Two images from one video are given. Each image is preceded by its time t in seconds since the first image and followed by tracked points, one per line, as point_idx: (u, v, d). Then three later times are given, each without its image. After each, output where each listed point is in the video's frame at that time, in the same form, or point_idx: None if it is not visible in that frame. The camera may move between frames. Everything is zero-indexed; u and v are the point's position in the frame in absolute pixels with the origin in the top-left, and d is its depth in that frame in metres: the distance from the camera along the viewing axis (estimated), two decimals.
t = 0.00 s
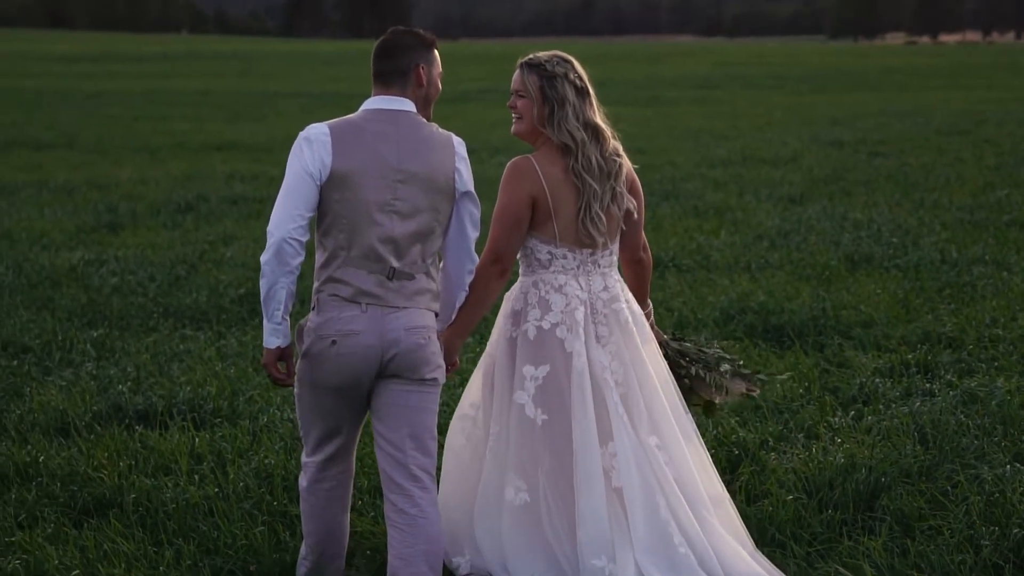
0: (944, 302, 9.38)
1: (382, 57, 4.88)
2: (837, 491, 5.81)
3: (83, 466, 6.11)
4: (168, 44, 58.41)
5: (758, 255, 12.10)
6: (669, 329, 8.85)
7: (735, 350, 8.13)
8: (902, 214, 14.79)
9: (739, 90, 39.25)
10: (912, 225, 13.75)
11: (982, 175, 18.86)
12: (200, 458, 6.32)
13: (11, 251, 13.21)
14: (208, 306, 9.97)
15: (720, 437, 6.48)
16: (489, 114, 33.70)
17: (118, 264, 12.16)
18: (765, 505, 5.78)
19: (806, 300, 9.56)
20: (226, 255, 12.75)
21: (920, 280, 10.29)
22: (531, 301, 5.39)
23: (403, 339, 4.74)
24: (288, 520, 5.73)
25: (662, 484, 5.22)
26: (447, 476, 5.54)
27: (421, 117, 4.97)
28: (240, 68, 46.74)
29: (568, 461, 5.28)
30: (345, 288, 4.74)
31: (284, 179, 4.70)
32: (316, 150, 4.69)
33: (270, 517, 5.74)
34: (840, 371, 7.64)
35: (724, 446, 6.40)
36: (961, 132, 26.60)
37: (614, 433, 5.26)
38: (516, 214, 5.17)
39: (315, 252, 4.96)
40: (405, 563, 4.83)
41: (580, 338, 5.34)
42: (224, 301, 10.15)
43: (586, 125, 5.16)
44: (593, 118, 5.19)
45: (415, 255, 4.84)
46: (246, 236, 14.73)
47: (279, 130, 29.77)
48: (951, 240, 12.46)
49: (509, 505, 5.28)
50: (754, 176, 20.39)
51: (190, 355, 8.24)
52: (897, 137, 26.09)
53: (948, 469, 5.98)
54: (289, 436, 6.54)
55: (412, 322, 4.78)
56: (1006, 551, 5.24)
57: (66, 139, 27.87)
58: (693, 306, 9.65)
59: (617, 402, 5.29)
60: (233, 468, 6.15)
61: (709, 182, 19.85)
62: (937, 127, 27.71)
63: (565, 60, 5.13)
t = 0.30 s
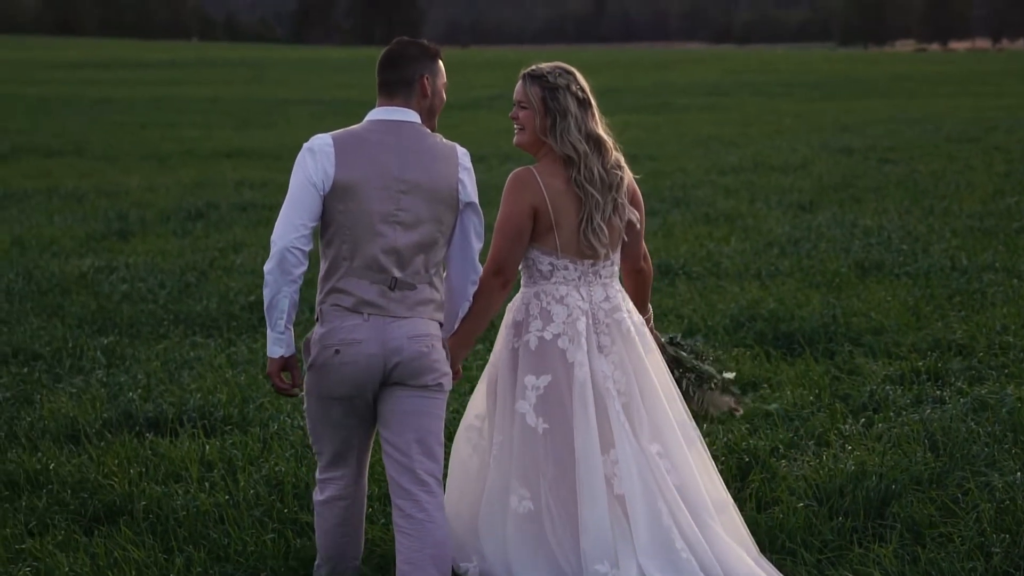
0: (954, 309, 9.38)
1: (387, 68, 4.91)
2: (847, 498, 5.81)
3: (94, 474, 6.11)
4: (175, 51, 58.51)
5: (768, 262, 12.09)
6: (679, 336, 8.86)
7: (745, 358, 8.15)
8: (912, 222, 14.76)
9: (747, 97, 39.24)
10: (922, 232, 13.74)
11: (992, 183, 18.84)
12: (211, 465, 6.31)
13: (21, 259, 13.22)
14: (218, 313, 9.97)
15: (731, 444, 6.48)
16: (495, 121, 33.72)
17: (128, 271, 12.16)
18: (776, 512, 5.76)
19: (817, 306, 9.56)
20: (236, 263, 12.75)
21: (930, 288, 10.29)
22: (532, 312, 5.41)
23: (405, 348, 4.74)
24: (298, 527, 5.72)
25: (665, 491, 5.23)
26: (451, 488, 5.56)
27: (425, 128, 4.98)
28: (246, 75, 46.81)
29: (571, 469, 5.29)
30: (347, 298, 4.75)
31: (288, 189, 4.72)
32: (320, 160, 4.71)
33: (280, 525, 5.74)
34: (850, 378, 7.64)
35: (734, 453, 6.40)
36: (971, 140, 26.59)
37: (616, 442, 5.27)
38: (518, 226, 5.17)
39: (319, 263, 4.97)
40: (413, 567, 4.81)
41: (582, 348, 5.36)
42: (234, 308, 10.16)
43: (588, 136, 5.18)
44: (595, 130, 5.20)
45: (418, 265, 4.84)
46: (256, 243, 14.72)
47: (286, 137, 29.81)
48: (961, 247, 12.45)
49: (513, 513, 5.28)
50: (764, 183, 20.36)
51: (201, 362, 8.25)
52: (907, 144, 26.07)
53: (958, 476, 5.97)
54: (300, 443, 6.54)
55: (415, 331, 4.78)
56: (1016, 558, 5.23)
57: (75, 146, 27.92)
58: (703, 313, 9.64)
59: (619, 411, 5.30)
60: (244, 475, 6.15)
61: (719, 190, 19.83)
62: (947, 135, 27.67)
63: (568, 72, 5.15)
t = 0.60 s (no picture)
0: (964, 316, 9.39)
1: (389, 78, 4.92)
2: (858, 506, 5.80)
3: (105, 481, 6.11)
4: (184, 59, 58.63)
5: (779, 269, 12.08)
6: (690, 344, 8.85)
7: (757, 366, 8.15)
8: (922, 229, 14.76)
9: (757, 104, 39.21)
10: (933, 239, 13.73)
11: (1003, 190, 18.82)
12: (221, 472, 6.32)
13: (31, 266, 13.21)
14: (228, 320, 9.96)
15: (742, 452, 6.47)
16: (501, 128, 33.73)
17: (139, 278, 12.16)
18: (787, 520, 5.75)
19: (827, 314, 9.56)
20: (247, 270, 12.76)
21: (941, 294, 10.30)
22: (534, 323, 5.41)
23: (409, 358, 4.75)
24: (309, 534, 5.72)
25: (668, 498, 5.22)
26: (455, 499, 5.55)
27: (428, 138, 4.99)
28: (254, 82, 46.84)
29: (574, 477, 5.28)
30: (352, 308, 4.77)
31: (292, 201, 4.74)
32: (323, 172, 4.72)
33: (291, 532, 5.73)
34: (861, 386, 7.64)
35: (745, 461, 6.39)
36: (981, 147, 26.57)
37: (619, 450, 5.26)
38: (519, 239, 5.19)
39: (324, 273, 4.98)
40: (422, 571, 4.81)
41: (584, 358, 5.35)
42: (244, 315, 10.16)
43: (588, 149, 5.19)
44: (595, 143, 5.21)
45: (422, 275, 4.86)
46: (266, 251, 14.73)
47: (295, 144, 29.80)
48: (972, 255, 12.46)
49: (518, 522, 5.25)
50: (775, 191, 20.36)
51: (211, 370, 8.25)
52: (917, 151, 26.04)
53: (969, 484, 5.98)
54: (310, 450, 6.54)
55: (420, 341, 4.79)
56: None
57: (86, 154, 27.95)
58: (714, 320, 9.64)
59: (622, 419, 5.29)
60: (255, 482, 6.15)
61: (730, 197, 19.84)
62: (958, 142, 27.64)
63: (568, 84, 5.16)
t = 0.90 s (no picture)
0: (975, 323, 9.39)
1: (393, 85, 4.92)
2: (868, 514, 5.79)
3: (116, 489, 6.11)
4: (192, 65, 58.69)
5: (789, 277, 12.07)
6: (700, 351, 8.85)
7: (768, 373, 8.16)
8: (933, 236, 14.74)
9: (767, 111, 39.18)
10: (943, 247, 13.72)
11: (1013, 197, 18.78)
12: (232, 480, 6.32)
13: (42, 273, 13.20)
14: (239, 327, 9.96)
15: (752, 459, 6.47)
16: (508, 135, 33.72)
17: (149, 286, 12.16)
18: (797, 527, 5.73)
19: (838, 321, 9.56)
20: (257, 278, 12.76)
21: (951, 302, 10.29)
22: (536, 330, 5.41)
23: (412, 365, 4.76)
24: (320, 541, 5.71)
25: (671, 500, 5.19)
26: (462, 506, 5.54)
27: (431, 145, 5.00)
28: (262, 89, 46.87)
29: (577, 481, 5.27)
30: (356, 315, 4.77)
31: (296, 209, 4.75)
32: (327, 181, 4.73)
33: (302, 538, 5.73)
34: (871, 394, 7.63)
35: (755, 468, 6.40)
36: (991, 154, 26.52)
37: (620, 453, 5.24)
38: (520, 248, 5.19)
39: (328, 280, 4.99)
40: (427, 571, 4.84)
41: (586, 363, 5.34)
42: (254, 322, 10.16)
43: (587, 159, 5.21)
44: (594, 153, 5.23)
45: (426, 282, 4.86)
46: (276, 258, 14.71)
47: (303, 152, 29.82)
48: (981, 262, 12.44)
49: (522, 528, 5.23)
50: (786, 198, 20.33)
51: (221, 377, 8.25)
52: (927, 159, 26.01)
53: (979, 491, 5.97)
54: (320, 458, 6.54)
55: (424, 347, 4.80)
56: None
57: (96, 161, 27.98)
58: (724, 327, 9.63)
59: (623, 423, 5.28)
60: (265, 489, 6.15)
61: (740, 204, 19.82)
62: (968, 150, 27.59)
63: (568, 94, 5.19)
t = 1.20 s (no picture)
0: (987, 332, 9.38)
1: (397, 92, 4.94)
2: (880, 522, 5.78)
3: (128, 497, 6.12)
4: (202, 72, 58.81)
5: (802, 285, 12.07)
6: (711, 359, 8.85)
7: (780, 382, 8.16)
8: (945, 244, 14.73)
9: (778, 119, 39.15)
10: (956, 255, 13.70)
11: None
12: (244, 488, 6.32)
13: (55, 282, 13.22)
14: (252, 336, 9.96)
15: (765, 467, 6.48)
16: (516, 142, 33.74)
17: (162, 294, 12.17)
18: (809, 535, 5.71)
19: (850, 329, 9.56)
20: (270, 286, 12.77)
21: (964, 310, 10.28)
22: (538, 333, 5.39)
23: (418, 370, 4.77)
24: (332, 550, 5.71)
25: (676, 500, 5.18)
26: (467, 510, 5.53)
27: (434, 152, 5.02)
28: (270, 96, 46.92)
29: (582, 483, 5.24)
30: (362, 321, 4.78)
31: (300, 217, 4.78)
32: (331, 189, 4.75)
33: (314, 547, 5.72)
34: (883, 402, 7.63)
35: (768, 476, 6.39)
36: (1003, 162, 26.48)
37: (624, 454, 5.22)
38: (523, 252, 5.20)
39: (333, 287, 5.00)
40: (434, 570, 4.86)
41: (590, 365, 5.33)
42: (267, 330, 10.17)
43: (587, 164, 5.22)
44: (594, 158, 5.24)
45: (431, 288, 4.86)
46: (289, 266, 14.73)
47: (312, 159, 29.86)
48: (994, 270, 12.43)
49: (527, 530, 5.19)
50: (798, 206, 20.33)
51: (234, 385, 8.26)
52: (938, 167, 25.98)
53: (991, 500, 5.97)
54: (333, 466, 6.54)
55: (430, 353, 4.81)
56: None
57: (107, 169, 28.03)
58: (737, 336, 9.64)
59: (627, 424, 5.26)
60: (277, 498, 6.15)
61: (752, 212, 19.83)
62: (982, 157, 27.54)
63: (568, 99, 5.20)
